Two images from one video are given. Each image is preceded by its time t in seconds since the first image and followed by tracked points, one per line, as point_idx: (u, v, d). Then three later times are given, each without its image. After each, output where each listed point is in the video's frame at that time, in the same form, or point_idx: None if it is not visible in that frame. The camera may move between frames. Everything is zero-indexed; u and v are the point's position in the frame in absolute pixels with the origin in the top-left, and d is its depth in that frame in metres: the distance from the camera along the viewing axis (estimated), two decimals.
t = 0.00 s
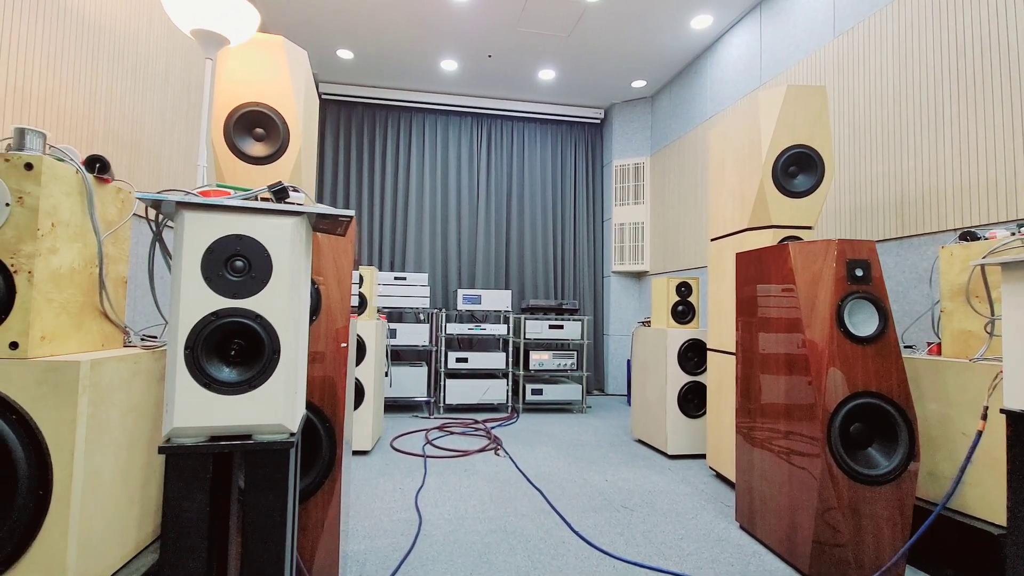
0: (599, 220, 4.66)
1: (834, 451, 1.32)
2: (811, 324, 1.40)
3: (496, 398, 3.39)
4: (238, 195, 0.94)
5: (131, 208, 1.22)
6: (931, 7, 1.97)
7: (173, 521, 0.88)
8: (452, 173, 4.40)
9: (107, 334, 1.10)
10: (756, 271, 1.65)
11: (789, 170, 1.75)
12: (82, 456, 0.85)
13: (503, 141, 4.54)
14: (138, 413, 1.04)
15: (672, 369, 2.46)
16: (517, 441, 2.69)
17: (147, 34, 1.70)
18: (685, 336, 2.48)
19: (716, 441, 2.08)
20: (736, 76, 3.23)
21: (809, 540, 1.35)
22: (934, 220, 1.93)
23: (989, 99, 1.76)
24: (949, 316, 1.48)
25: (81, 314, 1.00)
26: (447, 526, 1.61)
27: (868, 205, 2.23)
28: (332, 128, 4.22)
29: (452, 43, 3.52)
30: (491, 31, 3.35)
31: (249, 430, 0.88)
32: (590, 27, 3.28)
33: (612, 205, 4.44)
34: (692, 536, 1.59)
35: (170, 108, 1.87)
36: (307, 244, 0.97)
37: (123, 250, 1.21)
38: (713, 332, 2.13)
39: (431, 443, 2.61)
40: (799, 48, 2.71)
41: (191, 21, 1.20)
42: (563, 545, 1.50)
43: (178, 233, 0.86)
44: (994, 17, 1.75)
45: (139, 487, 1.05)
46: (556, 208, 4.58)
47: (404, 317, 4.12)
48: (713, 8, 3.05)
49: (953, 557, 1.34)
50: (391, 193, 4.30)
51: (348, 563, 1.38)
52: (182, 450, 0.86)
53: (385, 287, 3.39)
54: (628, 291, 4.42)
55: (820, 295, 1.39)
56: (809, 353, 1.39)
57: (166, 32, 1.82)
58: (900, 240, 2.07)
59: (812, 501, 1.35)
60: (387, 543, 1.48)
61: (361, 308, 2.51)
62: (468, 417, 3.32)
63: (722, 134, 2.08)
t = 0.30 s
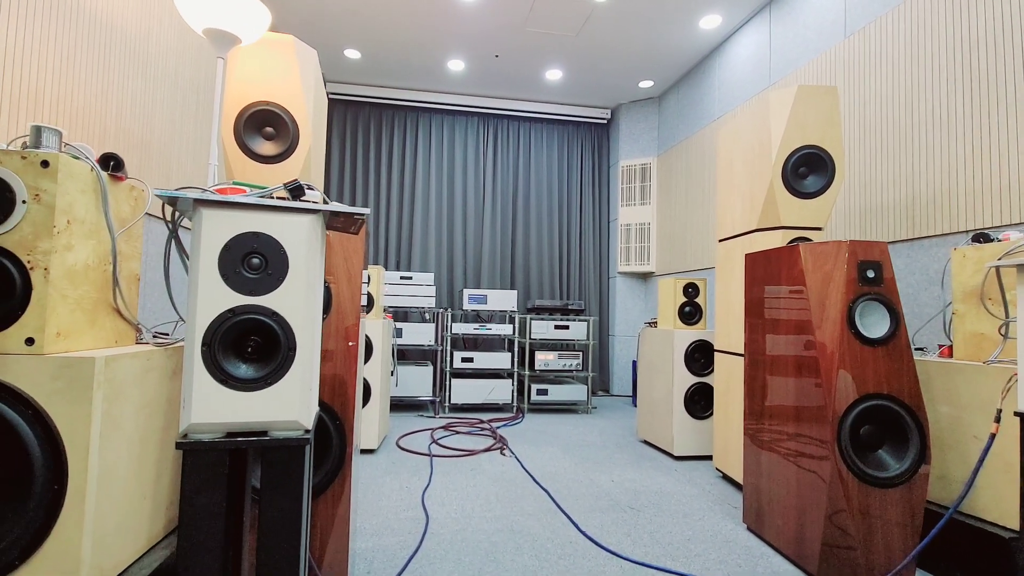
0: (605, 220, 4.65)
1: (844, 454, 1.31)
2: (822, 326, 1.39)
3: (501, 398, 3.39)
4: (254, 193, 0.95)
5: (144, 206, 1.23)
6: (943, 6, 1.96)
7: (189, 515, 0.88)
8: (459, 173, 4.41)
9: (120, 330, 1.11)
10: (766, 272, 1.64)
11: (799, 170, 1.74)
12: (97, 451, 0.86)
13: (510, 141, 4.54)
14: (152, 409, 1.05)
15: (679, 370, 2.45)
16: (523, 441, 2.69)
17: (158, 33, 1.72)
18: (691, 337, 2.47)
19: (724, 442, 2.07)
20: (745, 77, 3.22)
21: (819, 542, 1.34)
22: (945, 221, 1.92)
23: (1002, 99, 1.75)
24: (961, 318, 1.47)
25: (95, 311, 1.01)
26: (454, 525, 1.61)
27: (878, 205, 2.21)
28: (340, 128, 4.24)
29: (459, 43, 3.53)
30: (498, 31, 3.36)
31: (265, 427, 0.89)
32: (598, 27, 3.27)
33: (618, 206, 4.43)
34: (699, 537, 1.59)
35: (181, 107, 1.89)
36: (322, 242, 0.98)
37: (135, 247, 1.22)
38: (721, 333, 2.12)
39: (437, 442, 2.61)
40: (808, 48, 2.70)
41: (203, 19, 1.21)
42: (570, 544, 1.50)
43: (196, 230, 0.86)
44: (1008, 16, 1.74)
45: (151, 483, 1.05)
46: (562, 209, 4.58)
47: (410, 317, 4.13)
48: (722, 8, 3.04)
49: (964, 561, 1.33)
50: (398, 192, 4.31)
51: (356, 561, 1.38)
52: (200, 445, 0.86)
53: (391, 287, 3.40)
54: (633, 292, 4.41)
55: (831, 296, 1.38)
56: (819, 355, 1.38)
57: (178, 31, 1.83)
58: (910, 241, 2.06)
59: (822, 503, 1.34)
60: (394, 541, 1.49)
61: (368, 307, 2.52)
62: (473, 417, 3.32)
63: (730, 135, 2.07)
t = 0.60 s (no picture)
0: (608, 218, 4.65)
1: (851, 448, 1.31)
2: (827, 321, 1.39)
3: (506, 397, 3.39)
4: (259, 194, 0.95)
5: (147, 208, 1.23)
6: None
7: (200, 516, 0.89)
8: (461, 173, 4.40)
9: (125, 333, 1.11)
10: (770, 268, 1.64)
11: (803, 165, 1.74)
12: (104, 453, 0.86)
13: (512, 140, 4.54)
14: (159, 411, 1.04)
15: (684, 367, 2.45)
16: (529, 440, 2.69)
17: (160, 36, 1.72)
18: (696, 334, 2.47)
19: (729, 439, 2.07)
20: (747, 73, 3.22)
21: (826, 537, 1.34)
22: (949, 215, 1.92)
23: (1006, 91, 1.74)
24: (966, 311, 1.48)
25: (101, 314, 1.01)
26: (461, 524, 1.61)
27: (881, 200, 2.21)
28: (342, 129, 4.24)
29: (460, 43, 3.53)
30: (500, 30, 3.36)
31: (274, 427, 0.89)
32: (599, 25, 3.27)
33: (622, 204, 4.43)
34: (707, 533, 1.59)
35: (182, 109, 1.88)
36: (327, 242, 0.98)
37: (140, 250, 1.21)
38: (726, 329, 2.12)
39: (443, 442, 2.61)
40: (811, 43, 2.70)
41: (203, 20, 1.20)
42: (578, 542, 1.50)
43: (202, 232, 0.86)
44: (1012, 9, 1.74)
45: (159, 485, 1.05)
46: (564, 208, 4.58)
47: (414, 317, 4.13)
48: (723, 4, 3.04)
49: (971, 554, 1.33)
50: (400, 193, 4.31)
51: (364, 560, 1.38)
52: (209, 446, 0.86)
53: (395, 287, 3.40)
54: (637, 290, 4.41)
55: (836, 291, 1.38)
56: (825, 350, 1.38)
57: (179, 33, 1.83)
58: (913, 236, 2.06)
59: (828, 498, 1.34)
60: (402, 540, 1.49)
61: (372, 308, 2.52)
62: (477, 416, 3.32)
63: (733, 131, 2.07)
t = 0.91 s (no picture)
0: (607, 216, 4.67)
1: (848, 440, 1.34)
2: (823, 315, 1.41)
3: (508, 397, 3.38)
4: (257, 193, 0.93)
5: (140, 209, 1.19)
6: None
7: (201, 524, 0.86)
8: (460, 172, 4.38)
9: (119, 338, 1.08)
10: (767, 264, 1.67)
11: (798, 163, 1.76)
12: (99, 461, 0.83)
13: (511, 139, 4.53)
14: (154, 418, 1.01)
15: (684, 363, 2.47)
16: (531, 439, 2.69)
17: (151, 33, 1.67)
18: (696, 330, 2.50)
19: (730, 433, 2.10)
20: (743, 72, 3.26)
21: (825, 527, 1.37)
22: (939, 210, 1.97)
23: (994, 90, 1.79)
24: (955, 304, 1.52)
25: (92, 319, 0.98)
26: (465, 524, 1.61)
27: (873, 196, 2.26)
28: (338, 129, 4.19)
29: (459, 42, 3.51)
30: (498, 29, 3.34)
31: (275, 431, 0.87)
32: (597, 25, 3.29)
33: (621, 202, 4.45)
34: (708, 527, 1.61)
35: (174, 109, 1.83)
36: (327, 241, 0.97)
37: (133, 252, 1.18)
38: (725, 325, 2.14)
39: (445, 442, 2.60)
40: (804, 43, 2.74)
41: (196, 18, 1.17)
42: (581, 539, 1.50)
43: (197, 233, 0.84)
44: (999, 9, 1.78)
45: (157, 492, 1.03)
46: (564, 206, 4.58)
47: (414, 317, 4.11)
48: (719, 4, 3.07)
49: (963, 540, 1.37)
50: (398, 193, 4.28)
51: (369, 563, 1.37)
52: (209, 451, 0.84)
53: (396, 288, 3.36)
54: (636, 287, 4.43)
55: (831, 286, 1.40)
56: (822, 344, 1.41)
57: (169, 30, 1.78)
58: (905, 231, 2.11)
59: (826, 490, 1.36)
60: (406, 543, 1.48)
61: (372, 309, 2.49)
62: (481, 416, 3.31)
63: (729, 130, 2.10)
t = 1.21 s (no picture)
0: (606, 216, 4.68)
1: (845, 439, 1.35)
2: (821, 316, 1.43)
3: (508, 396, 3.38)
4: (258, 191, 0.90)
5: (136, 207, 1.18)
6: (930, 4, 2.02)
7: (200, 527, 0.84)
8: (459, 171, 4.37)
9: (114, 337, 1.06)
10: (765, 265, 1.68)
11: (795, 165, 1.78)
12: (93, 462, 0.82)
13: (510, 139, 4.53)
14: (150, 419, 1.00)
15: (683, 363, 2.48)
16: (531, 439, 2.69)
17: (148, 28, 1.65)
18: (695, 330, 2.51)
19: (728, 433, 2.11)
20: (741, 74, 3.28)
21: (822, 526, 1.38)
22: (933, 212, 1.99)
23: (987, 94, 1.82)
24: (949, 305, 1.55)
25: (87, 318, 0.97)
26: (465, 525, 1.60)
27: (869, 198, 2.29)
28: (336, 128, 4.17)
29: (459, 41, 3.51)
30: (497, 29, 3.34)
31: (276, 432, 0.84)
32: (596, 26, 3.30)
33: (620, 202, 4.47)
34: (707, 527, 1.61)
35: (170, 105, 1.81)
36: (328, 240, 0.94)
37: (129, 250, 1.16)
38: (724, 325, 2.15)
39: (444, 443, 2.59)
40: (802, 45, 2.77)
41: (195, 14, 1.16)
42: (581, 539, 1.50)
43: (196, 232, 0.81)
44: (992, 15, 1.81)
45: (152, 494, 1.01)
46: (563, 206, 4.59)
47: (413, 317, 4.09)
48: (718, 7, 3.09)
49: (956, 538, 1.39)
50: (397, 192, 4.26)
51: (368, 565, 1.36)
52: (207, 453, 0.82)
53: (395, 287, 3.35)
54: (635, 287, 4.45)
55: (829, 286, 1.42)
56: (819, 345, 1.42)
57: (166, 26, 1.76)
58: (900, 233, 2.14)
59: (824, 488, 1.38)
60: (405, 544, 1.47)
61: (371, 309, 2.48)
62: (481, 416, 3.30)
63: (727, 132, 2.12)
